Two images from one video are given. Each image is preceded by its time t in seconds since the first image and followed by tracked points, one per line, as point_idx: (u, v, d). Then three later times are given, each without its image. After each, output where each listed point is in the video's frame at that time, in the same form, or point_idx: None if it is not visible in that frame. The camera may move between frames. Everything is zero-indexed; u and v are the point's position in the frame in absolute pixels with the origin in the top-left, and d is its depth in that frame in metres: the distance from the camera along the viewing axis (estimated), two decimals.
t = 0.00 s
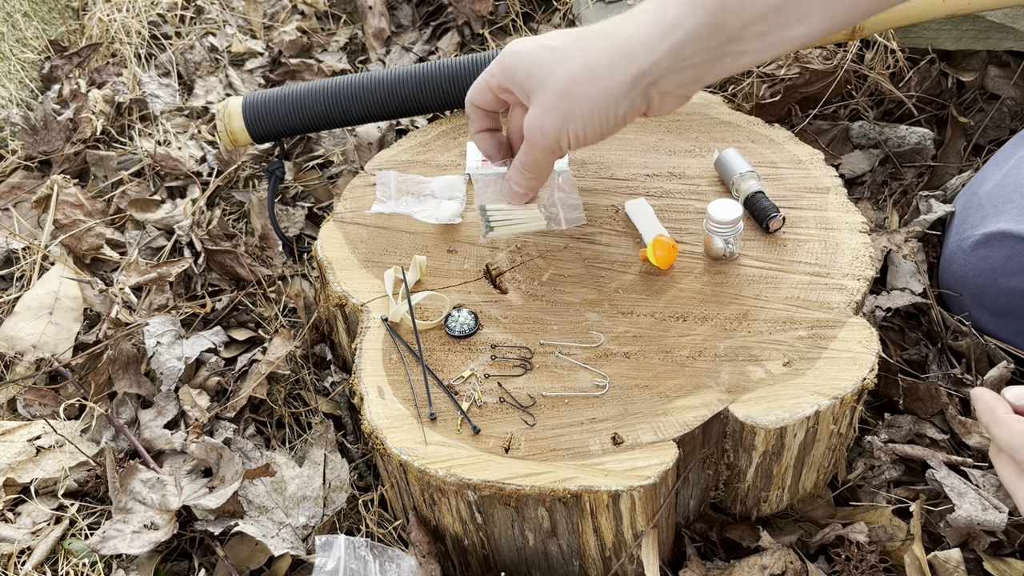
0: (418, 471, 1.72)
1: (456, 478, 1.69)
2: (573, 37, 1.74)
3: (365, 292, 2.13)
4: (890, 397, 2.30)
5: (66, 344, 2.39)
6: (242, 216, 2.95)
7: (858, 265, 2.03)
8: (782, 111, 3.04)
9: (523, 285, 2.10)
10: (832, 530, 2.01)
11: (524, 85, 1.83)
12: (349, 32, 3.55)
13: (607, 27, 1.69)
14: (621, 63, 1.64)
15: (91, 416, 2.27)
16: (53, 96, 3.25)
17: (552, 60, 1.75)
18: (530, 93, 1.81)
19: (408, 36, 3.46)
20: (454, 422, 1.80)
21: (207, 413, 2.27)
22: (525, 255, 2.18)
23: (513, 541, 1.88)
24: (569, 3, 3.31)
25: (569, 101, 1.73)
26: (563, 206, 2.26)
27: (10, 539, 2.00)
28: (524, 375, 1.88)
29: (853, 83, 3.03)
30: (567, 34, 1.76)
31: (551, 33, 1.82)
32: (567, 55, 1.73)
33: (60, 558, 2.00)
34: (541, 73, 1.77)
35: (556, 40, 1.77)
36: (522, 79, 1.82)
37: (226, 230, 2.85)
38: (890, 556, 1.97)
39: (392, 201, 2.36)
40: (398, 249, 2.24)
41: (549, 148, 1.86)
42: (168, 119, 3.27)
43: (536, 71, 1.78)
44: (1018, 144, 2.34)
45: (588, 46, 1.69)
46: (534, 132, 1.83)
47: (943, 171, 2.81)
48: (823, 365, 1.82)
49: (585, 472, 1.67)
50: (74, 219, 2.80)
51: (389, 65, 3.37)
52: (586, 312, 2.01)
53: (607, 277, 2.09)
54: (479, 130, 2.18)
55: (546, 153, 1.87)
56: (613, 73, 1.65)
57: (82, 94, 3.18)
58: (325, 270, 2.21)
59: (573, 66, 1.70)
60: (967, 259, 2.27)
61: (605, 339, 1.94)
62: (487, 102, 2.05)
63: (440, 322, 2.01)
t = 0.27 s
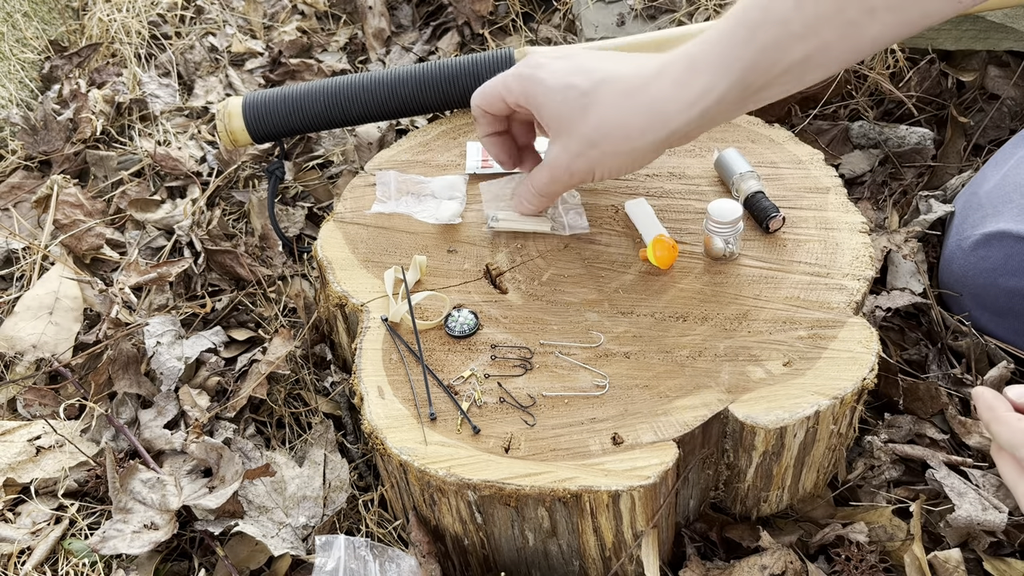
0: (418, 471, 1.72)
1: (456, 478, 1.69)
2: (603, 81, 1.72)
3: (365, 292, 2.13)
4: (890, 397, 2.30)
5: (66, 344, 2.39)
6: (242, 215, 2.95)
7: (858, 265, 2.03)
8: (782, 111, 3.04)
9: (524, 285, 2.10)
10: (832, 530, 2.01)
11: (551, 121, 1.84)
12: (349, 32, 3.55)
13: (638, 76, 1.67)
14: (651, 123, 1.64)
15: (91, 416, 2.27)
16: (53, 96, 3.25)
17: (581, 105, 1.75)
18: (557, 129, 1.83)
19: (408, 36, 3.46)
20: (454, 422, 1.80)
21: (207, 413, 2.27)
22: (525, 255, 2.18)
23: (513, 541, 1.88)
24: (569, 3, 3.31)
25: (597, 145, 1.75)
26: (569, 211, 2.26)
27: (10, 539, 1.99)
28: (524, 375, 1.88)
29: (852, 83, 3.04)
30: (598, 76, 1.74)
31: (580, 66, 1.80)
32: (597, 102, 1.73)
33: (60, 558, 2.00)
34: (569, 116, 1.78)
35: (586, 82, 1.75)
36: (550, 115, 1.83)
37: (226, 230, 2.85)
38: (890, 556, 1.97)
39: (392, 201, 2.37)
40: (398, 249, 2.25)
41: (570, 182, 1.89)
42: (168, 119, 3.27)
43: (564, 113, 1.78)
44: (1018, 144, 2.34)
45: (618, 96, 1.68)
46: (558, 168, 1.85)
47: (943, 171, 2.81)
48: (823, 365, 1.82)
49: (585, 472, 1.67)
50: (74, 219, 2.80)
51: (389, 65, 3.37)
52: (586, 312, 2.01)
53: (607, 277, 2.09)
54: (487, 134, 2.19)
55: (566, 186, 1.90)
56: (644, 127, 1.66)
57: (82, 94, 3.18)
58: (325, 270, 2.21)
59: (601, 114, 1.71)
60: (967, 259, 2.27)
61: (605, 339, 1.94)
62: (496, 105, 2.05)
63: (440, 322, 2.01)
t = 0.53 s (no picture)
0: (418, 471, 1.72)
1: (456, 478, 1.69)
2: (701, 15, 1.34)
3: (365, 292, 2.13)
4: (889, 397, 2.30)
5: (66, 344, 2.39)
6: (242, 215, 2.95)
7: (857, 265, 2.03)
8: (782, 111, 3.04)
9: (523, 285, 2.10)
10: (832, 530, 2.01)
11: (646, 79, 1.39)
12: (349, 32, 3.55)
13: None
14: (770, 42, 1.31)
15: (91, 416, 2.27)
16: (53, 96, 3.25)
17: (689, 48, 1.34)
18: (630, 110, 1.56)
19: (408, 36, 3.46)
20: (454, 422, 1.80)
21: (207, 413, 2.27)
22: (525, 255, 2.18)
23: (513, 541, 1.88)
24: (569, 3, 3.32)
25: (730, 90, 1.34)
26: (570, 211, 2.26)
27: (10, 539, 2.00)
28: (524, 375, 1.88)
29: (852, 83, 3.04)
30: (695, 7, 1.35)
31: (659, 8, 1.39)
32: (712, 36, 1.32)
33: (60, 558, 2.00)
34: (676, 65, 1.35)
35: (680, 21, 1.35)
36: (645, 74, 1.39)
37: (226, 230, 2.85)
38: (890, 556, 1.97)
39: (392, 201, 2.37)
40: (398, 249, 2.25)
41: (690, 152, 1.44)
42: (168, 119, 3.27)
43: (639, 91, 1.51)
44: (1018, 144, 2.34)
45: (738, 23, 1.31)
46: (679, 126, 1.37)
47: (943, 171, 2.81)
48: (823, 365, 1.82)
49: (585, 472, 1.67)
50: (74, 218, 2.80)
51: (389, 65, 3.37)
52: (586, 312, 2.01)
53: (607, 277, 2.09)
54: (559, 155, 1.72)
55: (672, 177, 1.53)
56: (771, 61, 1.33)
57: (82, 94, 3.18)
58: (325, 270, 2.21)
59: (723, 51, 1.32)
60: (968, 259, 2.27)
61: (605, 339, 1.94)
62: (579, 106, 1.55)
63: (440, 322, 2.01)
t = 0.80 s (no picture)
0: (418, 471, 1.72)
1: (456, 478, 1.69)
2: (746, 103, 1.44)
3: (365, 292, 2.13)
4: (890, 397, 2.30)
5: (66, 344, 2.39)
6: (242, 215, 2.95)
7: (857, 265, 2.03)
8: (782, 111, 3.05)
9: (523, 285, 2.10)
10: (832, 530, 2.01)
11: (699, 166, 1.50)
12: (349, 32, 3.55)
13: (784, 77, 1.43)
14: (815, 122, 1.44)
15: (91, 416, 2.27)
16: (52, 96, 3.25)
17: (740, 133, 1.45)
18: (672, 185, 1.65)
19: (408, 36, 3.46)
20: (454, 422, 1.80)
21: (207, 413, 2.27)
22: (525, 255, 2.18)
23: (514, 541, 1.88)
24: (569, 3, 3.32)
25: (784, 167, 1.46)
26: (569, 210, 2.27)
27: (10, 539, 2.00)
28: (524, 375, 1.88)
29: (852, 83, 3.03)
30: (738, 93, 1.45)
31: (699, 92, 1.48)
32: (759, 121, 1.44)
33: (60, 558, 2.00)
34: (728, 149, 1.46)
35: (727, 106, 1.45)
36: (700, 162, 1.49)
37: (226, 230, 2.85)
38: (890, 556, 1.97)
39: (392, 201, 2.37)
40: (398, 249, 2.25)
41: (743, 225, 1.57)
42: (168, 119, 3.27)
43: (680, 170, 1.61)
44: (1018, 143, 2.34)
45: (784, 104, 1.43)
46: (736, 209, 1.50)
47: (942, 171, 2.81)
48: (823, 365, 1.82)
49: (585, 472, 1.67)
50: (74, 219, 2.80)
51: (389, 65, 3.37)
52: (586, 312, 2.01)
53: (607, 277, 2.09)
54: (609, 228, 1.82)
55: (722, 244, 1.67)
56: (817, 134, 1.45)
57: (81, 94, 3.18)
58: (325, 270, 2.21)
59: (773, 131, 1.43)
60: (967, 258, 2.27)
61: (605, 339, 1.94)
62: (621, 189, 1.63)
63: (440, 322, 2.01)
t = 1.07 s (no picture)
0: (418, 471, 1.72)
1: (456, 478, 1.68)
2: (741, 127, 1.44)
3: (365, 292, 2.13)
4: (889, 397, 2.30)
5: (66, 344, 2.39)
6: (242, 215, 2.96)
7: (858, 265, 2.03)
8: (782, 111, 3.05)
9: (523, 285, 2.10)
10: (832, 530, 2.01)
11: (691, 185, 1.52)
12: (349, 32, 3.55)
13: (781, 101, 1.42)
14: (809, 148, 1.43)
15: (91, 416, 2.27)
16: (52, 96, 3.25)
17: (733, 156, 1.46)
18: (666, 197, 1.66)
19: (408, 36, 3.46)
20: (454, 422, 1.80)
21: (207, 413, 2.27)
22: (525, 255, 2.18)
23: (514, 541, 1.88)
24: (569, 3, 3.32)
25: (775, 192, 1.48)
26: (569, 209, 2.27)
27: (10, 539, 2.00)
28: (524, 375, 1.88)
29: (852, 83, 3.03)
30: (734, 113, 1.45)
31: (694, 110, 1.48)
32: (754, 143, 1.44)
33: (60, 558, 2.00)
34: (722, 172, 1.47)
35: (722, 127, 1.45)
36: (692, 181, 1.51)
37: (226, 230, 2.85)
38: (890, 556, 1.97)
39: (392, 201, 2.37)
40: (398, 249, 2.25)
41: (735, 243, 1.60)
42: (168, 119, 3.27)
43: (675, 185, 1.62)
44: (1018, 144, 2.34)
45: (781, 128, 1.42)
46: (729, 230, 1.53)
47: (942, 172, 2.81)
48: (823, 365, 1.82)
49: (585, 472, 1.67)
50: (74, 219, 2.80)
51: (389, 65, 3.37)
52: (585, 312, 2.01)
53: (607, 277, 2.09)
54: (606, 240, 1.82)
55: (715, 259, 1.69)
56: (808, 160, 1.46)
57: (81, 94, 3.18)
58: (325, 270, 2.21)
59: (764, 158, 1.44)
60: (967, 259, 2.27)
61: (605, 339, 1.94)
62: (616, 199, 1.64)
63: (440, 322, 2.01)
